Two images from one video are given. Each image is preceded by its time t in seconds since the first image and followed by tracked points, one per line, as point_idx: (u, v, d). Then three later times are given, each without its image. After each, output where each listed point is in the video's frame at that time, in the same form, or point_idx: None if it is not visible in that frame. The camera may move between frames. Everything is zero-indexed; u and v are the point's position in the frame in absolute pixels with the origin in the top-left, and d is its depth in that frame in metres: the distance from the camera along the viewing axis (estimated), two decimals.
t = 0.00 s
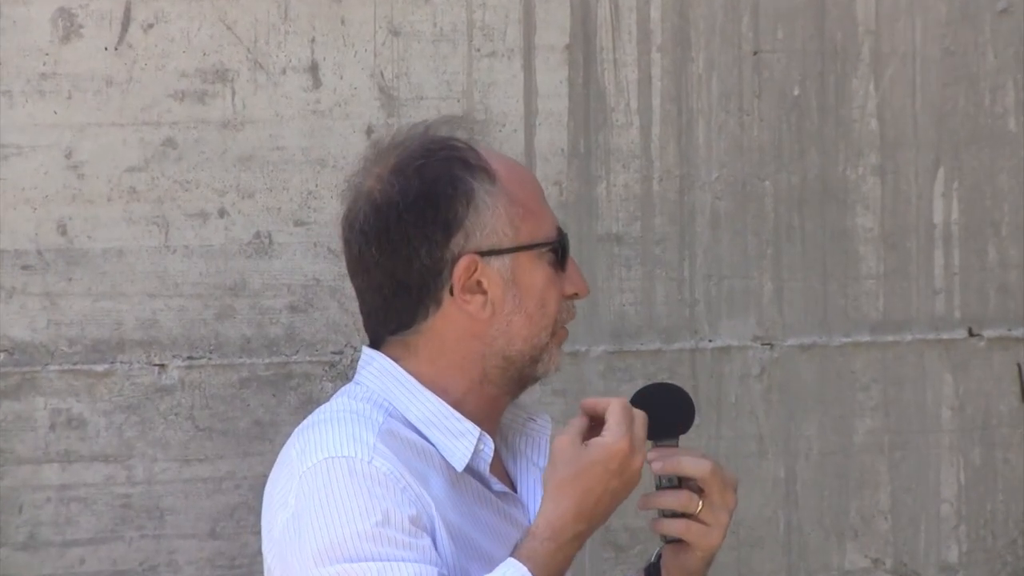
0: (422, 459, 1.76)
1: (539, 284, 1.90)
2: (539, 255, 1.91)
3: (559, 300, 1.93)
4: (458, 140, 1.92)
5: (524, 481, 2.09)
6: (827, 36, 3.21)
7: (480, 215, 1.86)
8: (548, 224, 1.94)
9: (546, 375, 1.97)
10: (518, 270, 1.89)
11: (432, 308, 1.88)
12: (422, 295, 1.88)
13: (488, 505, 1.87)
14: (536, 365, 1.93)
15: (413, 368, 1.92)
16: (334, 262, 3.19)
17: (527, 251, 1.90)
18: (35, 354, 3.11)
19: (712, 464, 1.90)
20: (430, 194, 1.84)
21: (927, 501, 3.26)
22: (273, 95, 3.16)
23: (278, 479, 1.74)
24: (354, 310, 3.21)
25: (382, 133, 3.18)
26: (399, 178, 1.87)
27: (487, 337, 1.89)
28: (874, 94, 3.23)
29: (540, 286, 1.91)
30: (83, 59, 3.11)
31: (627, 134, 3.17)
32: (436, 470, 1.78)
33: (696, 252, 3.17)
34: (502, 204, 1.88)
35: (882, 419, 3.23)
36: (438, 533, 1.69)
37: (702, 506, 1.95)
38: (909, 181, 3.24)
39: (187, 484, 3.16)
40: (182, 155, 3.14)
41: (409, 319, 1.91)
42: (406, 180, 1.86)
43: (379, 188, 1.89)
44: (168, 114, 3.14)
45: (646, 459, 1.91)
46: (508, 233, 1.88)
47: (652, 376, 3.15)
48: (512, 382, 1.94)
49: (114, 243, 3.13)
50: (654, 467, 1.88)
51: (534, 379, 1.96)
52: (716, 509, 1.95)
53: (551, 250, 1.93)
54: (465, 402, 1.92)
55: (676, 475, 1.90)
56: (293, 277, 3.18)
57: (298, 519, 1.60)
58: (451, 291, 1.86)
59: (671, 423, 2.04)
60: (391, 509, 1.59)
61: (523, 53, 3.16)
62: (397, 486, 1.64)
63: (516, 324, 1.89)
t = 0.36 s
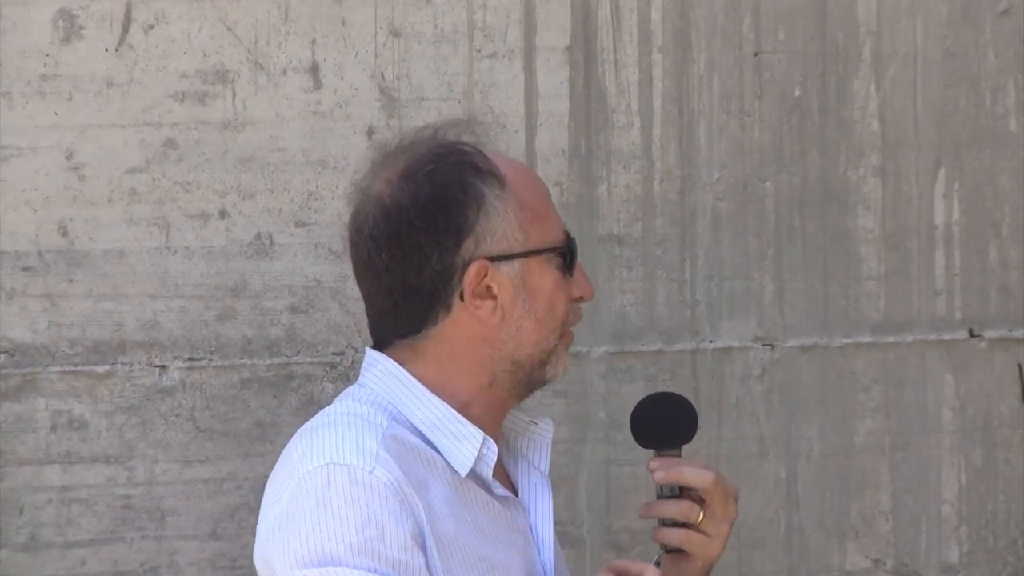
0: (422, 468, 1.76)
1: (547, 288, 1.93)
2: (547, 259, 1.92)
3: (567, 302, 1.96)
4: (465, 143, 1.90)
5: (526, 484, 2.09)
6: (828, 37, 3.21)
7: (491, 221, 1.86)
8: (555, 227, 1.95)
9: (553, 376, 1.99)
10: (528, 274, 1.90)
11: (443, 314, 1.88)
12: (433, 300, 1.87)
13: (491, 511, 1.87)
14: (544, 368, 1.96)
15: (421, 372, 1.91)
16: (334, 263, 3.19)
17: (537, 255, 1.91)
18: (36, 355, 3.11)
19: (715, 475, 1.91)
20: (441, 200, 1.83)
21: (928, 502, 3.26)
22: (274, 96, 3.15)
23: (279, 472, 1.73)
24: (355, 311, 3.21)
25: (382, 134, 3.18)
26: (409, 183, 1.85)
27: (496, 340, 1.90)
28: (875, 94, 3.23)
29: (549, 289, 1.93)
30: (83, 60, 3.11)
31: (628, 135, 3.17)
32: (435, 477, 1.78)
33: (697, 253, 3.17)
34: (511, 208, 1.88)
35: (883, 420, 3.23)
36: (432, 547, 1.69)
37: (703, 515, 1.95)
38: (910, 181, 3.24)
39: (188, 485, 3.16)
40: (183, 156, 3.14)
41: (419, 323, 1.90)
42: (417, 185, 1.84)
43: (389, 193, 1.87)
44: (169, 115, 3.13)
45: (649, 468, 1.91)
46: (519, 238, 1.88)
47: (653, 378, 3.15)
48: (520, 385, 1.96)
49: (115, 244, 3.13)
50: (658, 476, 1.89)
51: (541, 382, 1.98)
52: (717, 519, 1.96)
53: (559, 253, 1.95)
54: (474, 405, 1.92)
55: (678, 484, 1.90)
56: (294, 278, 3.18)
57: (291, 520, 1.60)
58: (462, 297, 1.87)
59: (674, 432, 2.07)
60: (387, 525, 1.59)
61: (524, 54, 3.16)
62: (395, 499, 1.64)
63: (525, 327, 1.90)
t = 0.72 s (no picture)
0: (419, 468, 1.76)
1: (550, 290, 1.92)
2: (549, 262, 1.92)
3: (569, 301, 1.95)
4: (462, 150, 1.87)
5: (523, 486, 2.09)
6: (826, 37, 3.21)
7: (491, 230, 1.85)
8: (556, 229, 1.94)
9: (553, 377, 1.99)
10: (530, 279, 1.90)
11: (446, 323, 1.88)
12: (435, 310, 1.87)
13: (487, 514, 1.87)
14: (545, 369, 1.96)
15: (421, 377, 1.92)
16: (332, 263, 3.19)
17: (539, 259, 1.90)
18: (33, 355, 3.11)
19: (710, 475, 1.91)
20: (442, 213, 1.81)
21: (925, 502, 3.25)
22: (271, 96, 3.15)
23: (277, 470, 1.74)
24: (352, 311, 3.20)
25: (380, 134, 3.18)
26: (408, 196, 1.82)
27: (499, 346, 1.90)
28: (873, 94, 3.23)
29: (552, 292, 1.92)
30: (81, 60, 3.11)
31: (625, 134, 3.17)
32: (433, 477, 1.78)
33: (694, 253, 3.17)
34: (512, 216, 1.86)
35: (881, 420, 3.22)
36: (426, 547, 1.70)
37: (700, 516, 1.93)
38: (908, 181, 3.24)
39: (186, 485, 3.16)
40: (181, 156, 3.14)
41: (420, 332, 1.90)
42: (416, 198, 1.82)
43: (388, 206, 1.84)
44: (166, 115, 3.13)
45: (646, 469, 1.93)
46: (520, 244, 1.87)
47: (651, 377, 3.15)
48: (521, 388, 1.96)
49: (113, 244, 3.13)
50: (652, 476, 1.90)
51: (542, 383, 1.99)
52: (714, 522, 1.93)
53: (561, 254, 1.94)
54: (474, 409, 1.93)
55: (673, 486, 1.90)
56: (291, 278, 3.18)
57: (289, 520, 1.61)
58: (465, 306, 1.86)
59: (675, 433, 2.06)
60: (383, 524, 1.60)
61: (522, 53, 3.16)
62: (391, 498, 1.64)
63: (528, 332, 1.90)
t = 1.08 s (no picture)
0: (424, 462, 1.76)
1: (540, 282, 1.92)
2: (536, 254, 1.91)
3: (562, 288, 1.95)
4: (439, 151, 1.84)
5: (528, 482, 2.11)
6: (826, 35, 3.21)
7: (475, 231, 1.83)
8: (541, 218, 1.94)
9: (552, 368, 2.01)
10: (519, 273, 1.89)
11: (439, 326, 1.87)
12: (426, 316, 1.86)
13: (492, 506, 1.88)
14: (542, 360, 1.96)
15: (420, 378, 1.91)
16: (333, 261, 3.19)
17: (526, 252, 1.90)
18: (34, 354, 3.11)
19: (718, 471, 1.83)
20: (424, 219, 1.79)
21: (926, 500, 3.25)
22: (271, 95, 3.15)
23: (284, 478, 1.73)
24: (353, 310, 3.20)
25: (380, 132, 3.18)
26: (389, 205, 1.80)
27: (495, 342, 1.89)
28: (873, 93, 3.23)
29: (542, 283, 1.92)
30: (81, 59, 3.11)
31: (625, 133, 3.17)
32: (440, 474, 1.78)
33: (695, 251, 3.17)
34: (494, 213, 1.85)
35: (881, 418, 3.22)
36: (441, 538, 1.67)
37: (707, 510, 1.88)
38: (908, 179, 3.24)
39: (187, 483, 3.16)
40: (181, 155, 3.14)
41: (415, 337, 1.89)
42: (396, 207, 1.80)
43: (369, 217, 1.82)
44: (166, 114, 3.13)
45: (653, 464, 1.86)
46: (505, 239, 1.87)
47: (652, 376, 3.15)
48: (521, 379, 1.97)
49: (113, 242, 3.13)
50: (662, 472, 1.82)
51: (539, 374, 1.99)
52: (721, 514, 1.89)
53: (547, 245, 1.93)
54: (474, 405, 1.94)
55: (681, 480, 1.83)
56: (292, 276, 3.18)
57: (302, 519, 1.60)
58: (456, 308, 1.85)
59: (681, 426, 2.04)
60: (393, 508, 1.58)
61: (522, 52, 3.16)
62: (400, 485, 1.63)
63: (523, 324, 1.90)
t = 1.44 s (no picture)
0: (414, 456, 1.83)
1: (537, 299, 1.90)
2: (535, 271, 1.88)
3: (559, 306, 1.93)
4: (449, 161, 1.83)
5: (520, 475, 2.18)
6: (816, 34, 3.21)
7: (476, 246, 1.82)
8: (544, 233, 1.91)
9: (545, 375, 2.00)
10: (516, 289, 1.87)
11: (432, 334, 1.88)
12: (421, 324, 1.88)
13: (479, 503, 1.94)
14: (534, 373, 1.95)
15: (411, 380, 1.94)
16: (321, 260, 3.18)
17: (526, 270, 1.87)
18: (22, 353, 3.11)
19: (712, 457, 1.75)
20: (425, 230, 1.79)
21: (915, 499, 3.26)
22: (260, 94, 3.15)
23: (280, 471, 1.78)
24: (341, 309, 3.20)
25: (369, 131, 3.18)
26: (392, 212, 1.80)
27: (487, 354, 1.90)
28: (862, 92, 3.23)
29: (539, 299, 1.90)
30: (69, 58, 3.10)
31: (614, 132, 3.16)
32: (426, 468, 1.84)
33: (683, 250, 3.17)
34: (497, 229, 1.83)
35: (870, 417, 3.23)
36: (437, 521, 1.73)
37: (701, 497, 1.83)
38: (897, 178, 3.24)
39: (175, 483, 3.16)
40: (170, 154, 3.14)
41: (408, 342, 1.91)
42: (399, 214, 1.79)
43: (372, 220, 1.83)
44: (155, 113, 3.13)
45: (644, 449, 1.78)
46: (506, 256, 1.84)
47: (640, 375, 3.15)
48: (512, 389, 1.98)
49: (102, 242, 3.13)
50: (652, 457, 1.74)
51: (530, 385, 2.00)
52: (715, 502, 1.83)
53: (548, 262, 1.90)
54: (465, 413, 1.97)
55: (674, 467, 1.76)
56: (280, 275, 3.18)
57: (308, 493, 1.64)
58: (451, 320, 1.86)
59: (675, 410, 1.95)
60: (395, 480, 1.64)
61: (511, 51, 3.16)
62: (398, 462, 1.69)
63: (516, 340, 1.89)
